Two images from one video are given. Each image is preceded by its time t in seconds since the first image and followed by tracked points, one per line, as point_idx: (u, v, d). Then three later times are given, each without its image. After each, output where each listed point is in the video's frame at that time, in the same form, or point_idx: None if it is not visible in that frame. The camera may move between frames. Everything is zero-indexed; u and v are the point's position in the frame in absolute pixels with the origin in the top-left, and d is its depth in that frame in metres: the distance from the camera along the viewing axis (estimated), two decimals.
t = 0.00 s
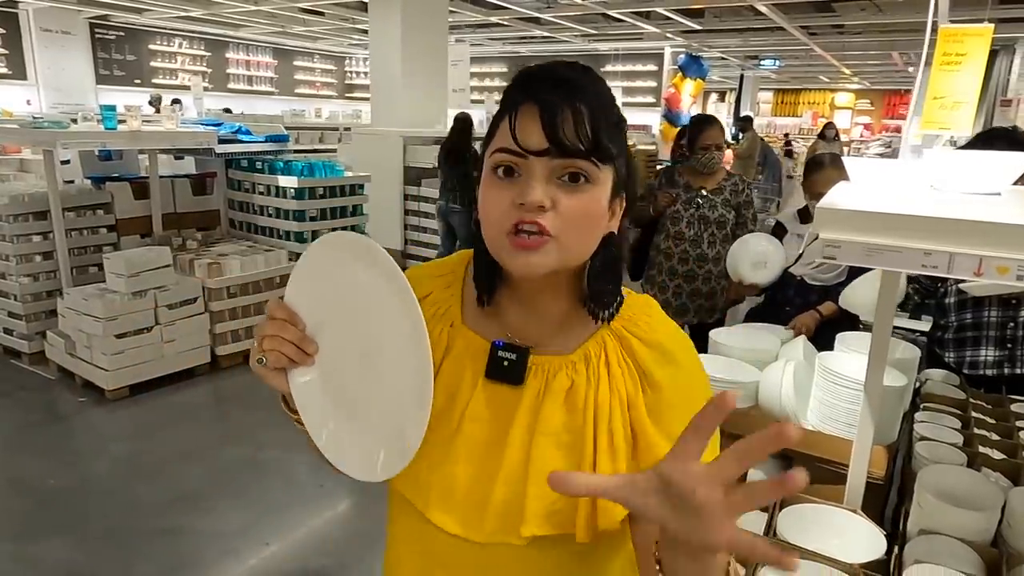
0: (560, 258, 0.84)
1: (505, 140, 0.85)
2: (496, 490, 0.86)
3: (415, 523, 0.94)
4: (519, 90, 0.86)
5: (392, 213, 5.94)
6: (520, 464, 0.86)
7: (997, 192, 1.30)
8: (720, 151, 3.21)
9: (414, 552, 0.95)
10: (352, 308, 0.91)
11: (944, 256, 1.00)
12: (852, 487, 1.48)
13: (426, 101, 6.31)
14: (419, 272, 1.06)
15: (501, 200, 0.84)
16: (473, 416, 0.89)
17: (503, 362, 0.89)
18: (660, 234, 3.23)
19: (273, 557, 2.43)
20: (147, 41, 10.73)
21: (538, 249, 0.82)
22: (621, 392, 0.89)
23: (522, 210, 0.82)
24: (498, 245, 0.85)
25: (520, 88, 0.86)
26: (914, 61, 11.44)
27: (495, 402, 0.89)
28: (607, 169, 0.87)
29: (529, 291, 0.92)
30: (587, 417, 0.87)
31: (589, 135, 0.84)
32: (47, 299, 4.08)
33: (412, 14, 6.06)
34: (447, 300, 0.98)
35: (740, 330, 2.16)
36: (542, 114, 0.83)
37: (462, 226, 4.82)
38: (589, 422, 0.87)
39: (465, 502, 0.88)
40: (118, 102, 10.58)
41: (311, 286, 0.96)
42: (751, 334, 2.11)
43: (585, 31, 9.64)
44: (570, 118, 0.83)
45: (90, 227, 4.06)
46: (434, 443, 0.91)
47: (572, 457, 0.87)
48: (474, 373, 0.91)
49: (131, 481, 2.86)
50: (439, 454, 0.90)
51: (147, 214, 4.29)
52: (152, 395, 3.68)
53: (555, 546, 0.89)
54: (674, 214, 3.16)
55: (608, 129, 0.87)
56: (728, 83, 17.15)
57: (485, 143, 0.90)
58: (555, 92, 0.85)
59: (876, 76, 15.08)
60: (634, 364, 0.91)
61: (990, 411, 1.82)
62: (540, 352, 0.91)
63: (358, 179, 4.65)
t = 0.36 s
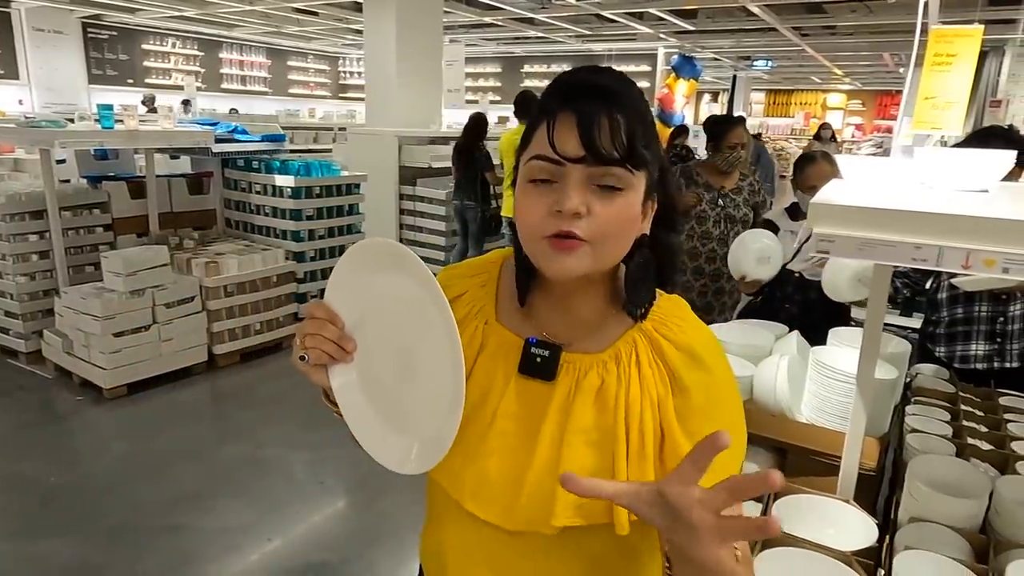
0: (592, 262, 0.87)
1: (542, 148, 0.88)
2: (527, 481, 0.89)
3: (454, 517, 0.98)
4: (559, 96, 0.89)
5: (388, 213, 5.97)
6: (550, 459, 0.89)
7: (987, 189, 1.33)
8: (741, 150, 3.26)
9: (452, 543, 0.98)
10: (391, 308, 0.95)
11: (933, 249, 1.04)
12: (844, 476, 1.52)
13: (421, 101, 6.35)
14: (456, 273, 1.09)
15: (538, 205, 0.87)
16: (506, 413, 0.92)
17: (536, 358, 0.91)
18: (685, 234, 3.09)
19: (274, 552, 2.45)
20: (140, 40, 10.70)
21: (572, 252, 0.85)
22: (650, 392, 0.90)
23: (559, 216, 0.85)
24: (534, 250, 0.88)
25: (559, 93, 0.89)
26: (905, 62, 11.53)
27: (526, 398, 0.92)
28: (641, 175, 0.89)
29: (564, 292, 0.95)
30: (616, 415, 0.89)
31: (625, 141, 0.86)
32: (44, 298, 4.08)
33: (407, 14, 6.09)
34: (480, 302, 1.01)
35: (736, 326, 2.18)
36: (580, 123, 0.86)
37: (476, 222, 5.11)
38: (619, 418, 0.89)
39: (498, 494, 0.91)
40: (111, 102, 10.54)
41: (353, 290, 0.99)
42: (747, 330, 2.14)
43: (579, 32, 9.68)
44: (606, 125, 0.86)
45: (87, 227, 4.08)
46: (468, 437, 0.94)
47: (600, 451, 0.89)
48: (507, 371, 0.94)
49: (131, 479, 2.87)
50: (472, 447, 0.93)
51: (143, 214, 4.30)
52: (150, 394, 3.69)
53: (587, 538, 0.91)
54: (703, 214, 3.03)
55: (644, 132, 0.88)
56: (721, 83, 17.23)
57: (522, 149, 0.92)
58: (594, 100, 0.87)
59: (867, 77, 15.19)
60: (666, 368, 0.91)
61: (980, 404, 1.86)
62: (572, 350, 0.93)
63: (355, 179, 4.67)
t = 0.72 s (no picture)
0: (565, 232, 0.89)
1: (507, 136, 0.90)
2: (507, 441, 0.89)
3: (428, 483, 0.97)
4: (515, 90, 0.93)
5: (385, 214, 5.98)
6: (527, 419, 0.90)
7: (979, 192, 1.35)
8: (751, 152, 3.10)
9: (428, 511, 0.97)
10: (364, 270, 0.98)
11: (926, 251, 1.06)
12: (839, 476, 1.54)
13: (419, 102, 6.36)
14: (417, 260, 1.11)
15: (508, 187, 0.89)
16: (480, 378, 0.92)
17: (506, 329, 0.92)
18: (700, 237, 3.14)
19: (274, 551, 2.46)
20: (137, 41, 10.69)
21: (548, 223, 0.87)
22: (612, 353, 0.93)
23: (533, 192, 0.87)
24: (504, 225, 0.89)
25: (514, 88, 0.94)
26: (900, 64, 11.57)
27: (497, 362, 0.93)
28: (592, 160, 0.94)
29: (530, 264, 0.96)
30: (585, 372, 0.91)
31: (576, 129, 0.92)
32: (42, 299, 4.08)
33: (405, 16, 6.10)
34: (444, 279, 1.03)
35: (735, 326, 2.21)
36: (539, 113, 0.90)
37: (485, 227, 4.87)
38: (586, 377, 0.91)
39: (480, 453, 0.90)
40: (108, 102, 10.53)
41: (333, 254, 1.02)
42: (744, 331, 2.17)
43: (576, 34, 9.71)
44: (562, 114, 0.91)
45: (85, 227, 4.09)
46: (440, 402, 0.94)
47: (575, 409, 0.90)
48: (480, 341, 0.95)
49: (131, 479, 2.88)
50: (446, 413, 0.93)
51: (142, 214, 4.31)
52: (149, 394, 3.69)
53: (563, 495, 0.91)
54: (720, 216, 3.10)
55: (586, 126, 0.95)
56: (718, 85, 17.28)
57: (481, 143, 0.95)
58: (545, 94, 0.92)
59: (863, 79, 15.25)
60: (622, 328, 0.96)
61: (973, 404, 1.88)
62: (538, 320, 0.95)
63: (352, 180, 4.68)
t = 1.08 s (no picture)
0: (522, 224, 0.91)
1: (456, 145, 0.91)
2: (483, 411, 0.90)
3: (404, 459, 0.97)
4: (457, 99, 0.94)
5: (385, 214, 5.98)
6: (501, 390, 0.91)
7: (984, 191, 1.35)
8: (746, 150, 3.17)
9: (403, 488, 0.97)
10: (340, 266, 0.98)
11: (933, 251, 1.05)
12: (843, 475, 1.53)
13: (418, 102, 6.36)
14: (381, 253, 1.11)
15: (466, 189, 0.90)
16: (454, 354, 0.94)
17: (476, 309, 0.94)
18: (702, 236, 3.13)
19: (276, 551, 2.46)
20: (135, 40, 10.66)
21: (506, 217, 0.88)
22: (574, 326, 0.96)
23: (488, 190, 0.88)
24: (465, 222, 0.90)
25: (455, 97, 0.94)
26: (898, 65, 11.59)
27: (467, 339, 0.95)
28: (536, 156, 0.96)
29: (493, 253, 0.97)
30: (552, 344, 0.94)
31: (519, 128, 0.93)
32: (41, 298, 4.07)
33: (404, 16, 6.10)
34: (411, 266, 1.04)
35: (737, 326, 2.21)
36: (482, 118, 0.91)
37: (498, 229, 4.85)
38: (553, 349, 0.94)
39: (456, 422, 0.92)
40: (106, 102, 10.51)
41: (311, 255, 1.00)
42: (746, 331, 2.16)
43: (574, 34, 9.71)
44: (504, 118, 0.92)
45: (84, 227, 4.08)
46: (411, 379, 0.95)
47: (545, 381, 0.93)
48: (452, 321, 0.96)
49: (132, 478, 2.88)
50: (422, 388, 0.94)
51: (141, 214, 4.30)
52: (148, 394, 3.68)
53: (537, 459, 0.94)
54: (722, 215, 3.09)
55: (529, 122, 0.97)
56: (716, 85, 17.30)
57: (432, 152, 0.95)
58: (489, 96, 0.93)
59: (861, 80, 15.27)
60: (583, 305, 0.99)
61: (974, 404, 1.88)
62: (505, 301, 0.97)
63: (352, 180, 4.67)
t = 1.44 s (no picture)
0: (519, 219, 0.90)
1: (456, 139, 0.91)
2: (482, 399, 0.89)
3: (402, 453, 0.96)
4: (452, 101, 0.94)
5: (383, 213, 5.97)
6: (500, 377, 0.90)
7: (985, 191, 1.35)
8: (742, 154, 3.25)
9: (401, 481, 0.96)
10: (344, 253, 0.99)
11: (936, 250, 1.05)
12: (845, 474, 1.53)
13: (416, 102, 6.36)
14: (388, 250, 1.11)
15: (463, 182, 0.89)
16: (453, 346, 0.93)
17: (476, 302, 0.93)
18: (696, 237, 3.12)
19: (276, 550, 2.46)
20: (131, 39, 10.63)
21: (502, 211, 0.88)
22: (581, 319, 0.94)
23: (484, 183, 0.88)
24: (460, 215, 0.90)
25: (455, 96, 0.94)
26: (894, 65, 11.60)
27: (467, 330, 0.94)
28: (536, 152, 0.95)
29: (489, 249, 0.96)
30: (554, 334, 0.93)
31: (519, 126, 0.93)
32: (38, 298, 4.05)
33: (403, 16, 6.09)
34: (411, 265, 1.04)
35: (733, 325, 2.21)
36: (482, 113, 0.91)
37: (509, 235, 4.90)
38: (555, 341, 0.92)
39: (454, 412, 0.91)
40: (102, 101, 10.47)
41: (321, 243, 0.99)
42: (744, 330, 2.16)
43: (572, 34, 9.70)
44: (502, 113, 0.92)
45: (81, 226, 4.06)
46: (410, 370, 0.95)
47: (544, 371, 0.91)
48: (452, 315, 0.95)
49: (130, 479, 2.86)
50: (420, 378, 0.93)
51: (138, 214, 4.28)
52: (146, 394, 3.67)
53: (538, 449, 0.93)
54: (717, 216, 3.08)
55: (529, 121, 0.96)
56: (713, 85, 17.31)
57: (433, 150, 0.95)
58: (488, 95, 0.93)
59: (857, 80, 15.30)
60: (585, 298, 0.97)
61: (974, 404, 1.89)
62: (504, 294, 0.96)
63: (350, 179, 4.66)
